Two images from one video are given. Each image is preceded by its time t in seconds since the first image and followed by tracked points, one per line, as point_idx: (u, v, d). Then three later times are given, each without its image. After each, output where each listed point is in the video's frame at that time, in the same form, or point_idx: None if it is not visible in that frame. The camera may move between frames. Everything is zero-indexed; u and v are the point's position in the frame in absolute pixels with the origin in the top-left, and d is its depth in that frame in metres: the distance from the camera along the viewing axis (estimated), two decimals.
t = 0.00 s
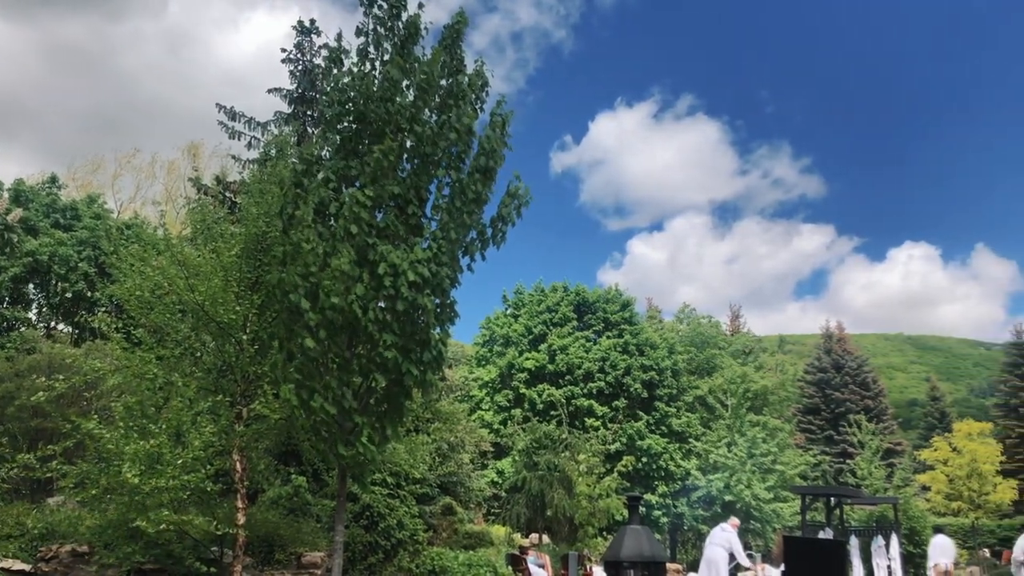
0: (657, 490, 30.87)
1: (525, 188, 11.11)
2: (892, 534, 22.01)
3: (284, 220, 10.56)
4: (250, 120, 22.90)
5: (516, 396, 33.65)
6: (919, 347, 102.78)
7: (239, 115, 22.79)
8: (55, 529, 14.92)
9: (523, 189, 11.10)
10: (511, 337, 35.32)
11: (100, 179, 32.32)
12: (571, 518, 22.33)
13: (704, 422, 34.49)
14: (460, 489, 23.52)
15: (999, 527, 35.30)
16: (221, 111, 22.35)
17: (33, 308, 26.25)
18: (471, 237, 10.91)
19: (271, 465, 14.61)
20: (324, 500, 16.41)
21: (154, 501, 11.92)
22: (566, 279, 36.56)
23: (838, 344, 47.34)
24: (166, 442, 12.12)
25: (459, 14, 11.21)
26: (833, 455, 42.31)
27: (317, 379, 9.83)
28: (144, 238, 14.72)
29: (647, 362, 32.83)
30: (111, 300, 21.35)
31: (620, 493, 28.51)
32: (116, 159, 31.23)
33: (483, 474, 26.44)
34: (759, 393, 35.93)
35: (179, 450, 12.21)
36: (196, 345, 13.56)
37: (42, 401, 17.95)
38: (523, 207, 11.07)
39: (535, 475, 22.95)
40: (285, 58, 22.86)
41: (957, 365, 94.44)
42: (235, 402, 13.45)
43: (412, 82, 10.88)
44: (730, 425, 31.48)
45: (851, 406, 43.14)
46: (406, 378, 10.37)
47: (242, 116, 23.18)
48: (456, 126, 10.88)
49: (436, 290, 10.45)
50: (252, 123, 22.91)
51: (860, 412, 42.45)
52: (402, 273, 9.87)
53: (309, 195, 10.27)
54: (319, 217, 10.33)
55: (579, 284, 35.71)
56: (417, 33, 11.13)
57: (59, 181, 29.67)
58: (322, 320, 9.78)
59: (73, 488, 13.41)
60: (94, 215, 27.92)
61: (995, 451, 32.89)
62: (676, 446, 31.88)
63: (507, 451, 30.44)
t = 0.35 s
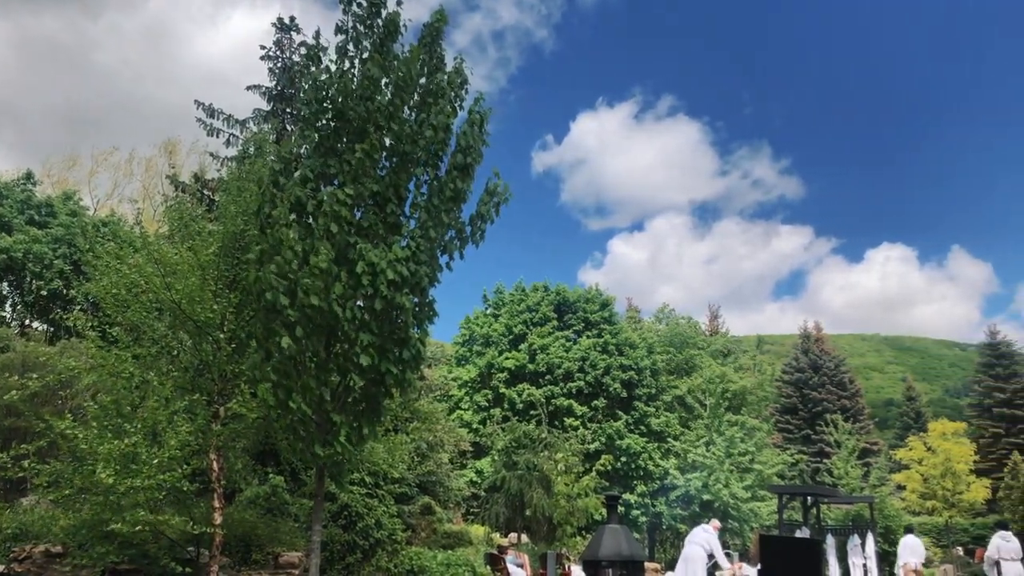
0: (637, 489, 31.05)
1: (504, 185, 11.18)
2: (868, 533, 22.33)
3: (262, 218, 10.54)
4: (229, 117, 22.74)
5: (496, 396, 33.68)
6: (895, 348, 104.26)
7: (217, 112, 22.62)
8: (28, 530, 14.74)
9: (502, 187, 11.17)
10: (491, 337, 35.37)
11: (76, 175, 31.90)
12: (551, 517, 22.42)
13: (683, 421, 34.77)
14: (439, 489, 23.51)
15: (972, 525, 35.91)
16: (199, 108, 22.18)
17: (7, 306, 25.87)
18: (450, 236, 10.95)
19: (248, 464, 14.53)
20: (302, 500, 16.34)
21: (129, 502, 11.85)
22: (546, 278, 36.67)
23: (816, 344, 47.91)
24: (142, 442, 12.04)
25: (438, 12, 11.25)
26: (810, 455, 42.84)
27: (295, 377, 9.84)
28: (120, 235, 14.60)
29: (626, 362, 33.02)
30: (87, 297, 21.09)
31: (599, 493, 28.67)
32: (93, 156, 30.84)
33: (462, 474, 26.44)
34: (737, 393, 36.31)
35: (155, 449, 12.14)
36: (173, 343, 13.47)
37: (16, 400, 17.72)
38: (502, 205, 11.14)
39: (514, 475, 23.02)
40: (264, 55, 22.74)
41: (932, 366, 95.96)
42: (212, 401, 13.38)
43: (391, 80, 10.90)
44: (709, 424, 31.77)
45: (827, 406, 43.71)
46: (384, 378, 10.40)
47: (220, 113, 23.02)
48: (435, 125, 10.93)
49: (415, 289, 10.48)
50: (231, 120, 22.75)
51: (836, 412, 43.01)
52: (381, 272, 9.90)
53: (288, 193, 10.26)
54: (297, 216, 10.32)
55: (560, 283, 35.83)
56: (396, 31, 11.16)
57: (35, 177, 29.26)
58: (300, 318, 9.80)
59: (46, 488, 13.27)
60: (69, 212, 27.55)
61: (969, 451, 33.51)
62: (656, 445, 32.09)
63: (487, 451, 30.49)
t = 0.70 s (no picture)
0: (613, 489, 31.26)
1: (481, 184, 11.26)
2: (841, 532, 22.67)
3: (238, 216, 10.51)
4: (206, 114, 22.57)
5: (474, 396, 33.73)
6: (870, 349, 105.77)
7: (194, 109, 22.45)
8: None
9: (479, 185, 11.25)
10: (469, 337, 35.41)
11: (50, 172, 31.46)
12: (529, 516, 22.51)
13: (660, 421, 35.06)
14: (416, 489, 23.52)
15: (943, 524, 36.58)
16: (176, 105, 21.99)
17: None
18: (427, 234, 11.00)
19: (223, 464, 14.47)
20: (277, 500, 16.29)
21: (101, 502, 11.77)
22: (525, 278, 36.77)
23: (792, 345, 48.51)
24: (115, 441, 11.96)
25: (416, 11, 11.30)
26: (785, 455, 43.42)
27: (270, 377, 9.85)
28: (95, 233, 14.47)
29: (603, 362, 33.22)
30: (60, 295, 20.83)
31: (576, 492, 28.84)
32: (67, 152, 30.43)
33: (439, 474, 26.46)
34: (714, 393, 36.69)
35: (129, 449, 12.06)
36: (148, 341, 13.37)
37: None
38: (479, 204, 11.21)
39: (491, 475, 23.11)
40: (242, 52, 22.61)
41: (905, 367, 97.48)
42: (187, 400, 13.29)
43: (369, 79, 10.94)
44: (686, 425, 32.07)
45: (803, 406, 44.31)
46: (360, 377, 10.44)
47: (197, 110, 22.85)
48: (413, 123, 10.97)
49: (392, 288, 10.53)
50: (208, 117, 22.59)
51: (811, 412, 43.62)
52: (358, 271, 9.94)
53: (264, 192, 10.26)
54: (273, 214, 10.32)
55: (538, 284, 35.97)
56: (373, 30, 11.19)
57: (7, 173, 28.82)
58: (276, 317, 9.80)
59: (17, 488, 13.13)
60: (42, 209, 27.18)
61: (941, 451, 34.15)
62: (633, 445, 32.31)
63: (464, 451, 30.57)
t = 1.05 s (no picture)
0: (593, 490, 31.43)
1: (461, 182, 11.32)
2: (819, 533, 22.92)
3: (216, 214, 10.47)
4: (185, 111, 22.41)
5: (454, 396, 33.73)
6: (848, 350, 107.02)
7: (173, 106, 22.27)
8: None
9: (460, 184, 11.31)
10: (449, 337, 35.42)
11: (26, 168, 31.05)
12: (508, 516, 22.57)
13: (639, 422, 35.27)
14: (395, 489, 23.54)
15: (919, 525, 37.15)
16: (155, 102, 21.80)
17: None
18: (408, 234, 11.03)
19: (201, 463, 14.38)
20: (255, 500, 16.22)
21: (76, 502, 11.67)
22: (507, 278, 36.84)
23: (771, 346, 49.00)
24: (90, 441, 11.87)
25: (398, 10, 11.32)
26: (763, 455, 43.93)
27: (247, 376, 9.83)
28: (71, 230, 14.34)
29: (584, 362, 33.37)
30: (38, 292, 20.59)
31: (555, 493, 28.97)
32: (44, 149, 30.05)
33: (419, 474, 26.46)
34: (694, 393, 36.98)
35: (104, 448, 11.97)
36: (125, 340, 13.26)
37: None
38: (459, 202, 11.27)
39: (471, 475, 23.16)
40: (222, 49, 22.48)
41: (882, 368, 98.73)
42: (164, 399, 13.19)
43: (349, 78, 10.95)
44: (665, 426, 32.29)
45: (781, 407, 44.84)
46: (338, 377, 10.45)
47: (176, 107, 22.67)
48: (394, 122, 11.00)
49: (372, 288, 10.55)
50: (187, 114, 22.43)
51: (790, 413, 44.16)
52: (337, 270, 9.96)
53: (243, 190, 10.23)
54: (252, 213, 10.30)
55: (520, 284, 36.06)
56: (354, 29, 11.21)
57: None
58: (254, 315, 9.79)
59: None
60: (18, 205, 26.82)
61: (917, 452, 34.67)
62: (613, 446, 32.46)
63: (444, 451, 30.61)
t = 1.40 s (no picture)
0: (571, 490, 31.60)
1: (442, 181, 11.37)
2: (794, 533, 23.19)
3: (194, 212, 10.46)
4: (164, 107, 22.25)
5: (433, 397, 33.75)
6: (826, 352, 108.30)
7: (152, 102, 22.10)
8: None
9: (440, 183, 11.36)
10: (429, 337, 35.42)
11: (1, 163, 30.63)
12: (487, 516, 22.63)
13: (618, 422, 35.50)
14: (373, 489, 23.56)
15: (893, 526, 37.75)
16: (133, 98, 21.62)
17: None
18: (388, 233, 11.06)
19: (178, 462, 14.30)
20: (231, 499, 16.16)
21: (48, 501, 11.59)
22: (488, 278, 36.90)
23: (749, 348, 49.51)
24: (64, 439, 11.79)
25: (379, 9, 11.36)
26: (742, 455, 44.47)
27: (223, 375, 9.83)
28: (47, 226, 14.22)
29: (563, 363, 33.51)
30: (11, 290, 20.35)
31: (533, 493, 29.09)
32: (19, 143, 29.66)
33: (397, 474, 26.45)
34: (672, 394, 37.29)
35: (78, 446, 11.89)
36: (100, 338, 13.15)
37: None
38: (440, 201, 11.33)
39: (449, 475, 23.20)
40: (202, 45, 22.34)
41: (859, 370, 100.05)
42: (139, 398, 13.07)
43: (330, 77, 10.98)
44: (643, 426, 32.53)
45: (759, 408, 45.39)
46: (315, 376, 10.47)
47: (155, 104, 22.50)
48: (374, 122, 11.05)
49: (350, 287, 10.57)
50: (166, 111, 22.27)
51: (767, 414, 44.72)
52: (316, 269, 9.98)
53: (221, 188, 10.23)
54: (230, 211, 10.30)
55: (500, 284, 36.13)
56: (335, 28, 11.23)
57: None
58: (231, 313, 9.79)
59: None
60: None
61: (892, 453, 35.23)
62: (591, 446, 32.62)
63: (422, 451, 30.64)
